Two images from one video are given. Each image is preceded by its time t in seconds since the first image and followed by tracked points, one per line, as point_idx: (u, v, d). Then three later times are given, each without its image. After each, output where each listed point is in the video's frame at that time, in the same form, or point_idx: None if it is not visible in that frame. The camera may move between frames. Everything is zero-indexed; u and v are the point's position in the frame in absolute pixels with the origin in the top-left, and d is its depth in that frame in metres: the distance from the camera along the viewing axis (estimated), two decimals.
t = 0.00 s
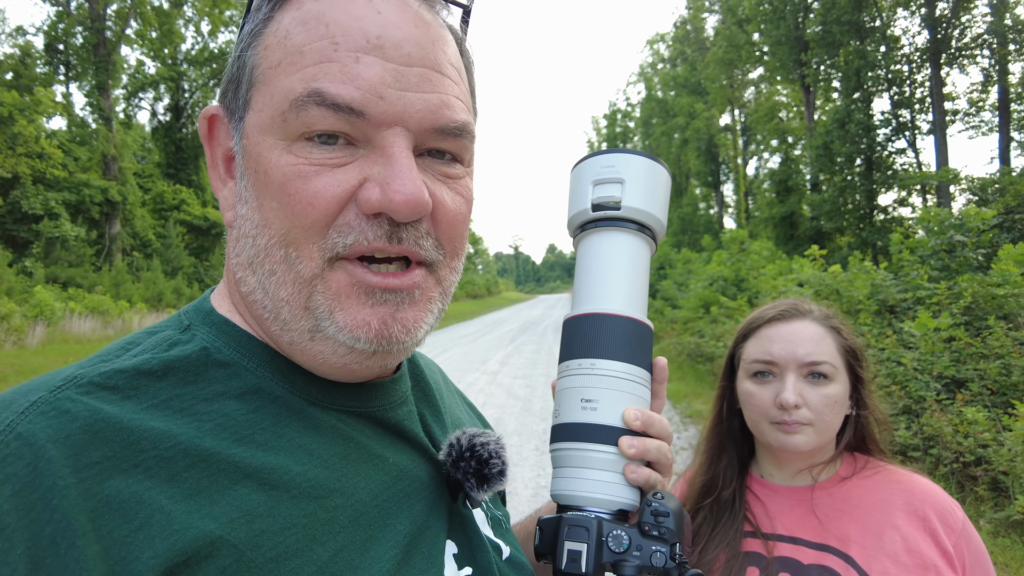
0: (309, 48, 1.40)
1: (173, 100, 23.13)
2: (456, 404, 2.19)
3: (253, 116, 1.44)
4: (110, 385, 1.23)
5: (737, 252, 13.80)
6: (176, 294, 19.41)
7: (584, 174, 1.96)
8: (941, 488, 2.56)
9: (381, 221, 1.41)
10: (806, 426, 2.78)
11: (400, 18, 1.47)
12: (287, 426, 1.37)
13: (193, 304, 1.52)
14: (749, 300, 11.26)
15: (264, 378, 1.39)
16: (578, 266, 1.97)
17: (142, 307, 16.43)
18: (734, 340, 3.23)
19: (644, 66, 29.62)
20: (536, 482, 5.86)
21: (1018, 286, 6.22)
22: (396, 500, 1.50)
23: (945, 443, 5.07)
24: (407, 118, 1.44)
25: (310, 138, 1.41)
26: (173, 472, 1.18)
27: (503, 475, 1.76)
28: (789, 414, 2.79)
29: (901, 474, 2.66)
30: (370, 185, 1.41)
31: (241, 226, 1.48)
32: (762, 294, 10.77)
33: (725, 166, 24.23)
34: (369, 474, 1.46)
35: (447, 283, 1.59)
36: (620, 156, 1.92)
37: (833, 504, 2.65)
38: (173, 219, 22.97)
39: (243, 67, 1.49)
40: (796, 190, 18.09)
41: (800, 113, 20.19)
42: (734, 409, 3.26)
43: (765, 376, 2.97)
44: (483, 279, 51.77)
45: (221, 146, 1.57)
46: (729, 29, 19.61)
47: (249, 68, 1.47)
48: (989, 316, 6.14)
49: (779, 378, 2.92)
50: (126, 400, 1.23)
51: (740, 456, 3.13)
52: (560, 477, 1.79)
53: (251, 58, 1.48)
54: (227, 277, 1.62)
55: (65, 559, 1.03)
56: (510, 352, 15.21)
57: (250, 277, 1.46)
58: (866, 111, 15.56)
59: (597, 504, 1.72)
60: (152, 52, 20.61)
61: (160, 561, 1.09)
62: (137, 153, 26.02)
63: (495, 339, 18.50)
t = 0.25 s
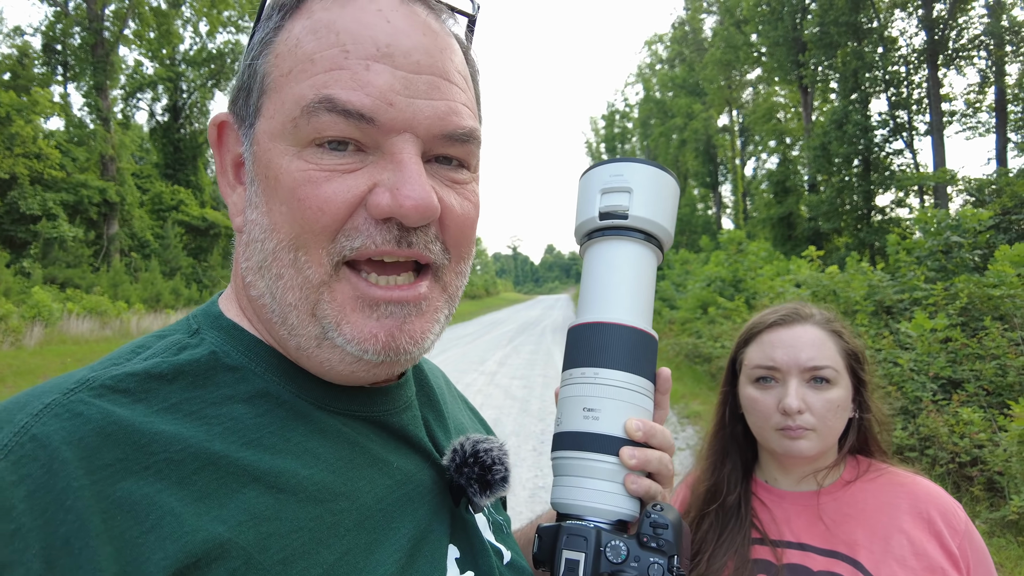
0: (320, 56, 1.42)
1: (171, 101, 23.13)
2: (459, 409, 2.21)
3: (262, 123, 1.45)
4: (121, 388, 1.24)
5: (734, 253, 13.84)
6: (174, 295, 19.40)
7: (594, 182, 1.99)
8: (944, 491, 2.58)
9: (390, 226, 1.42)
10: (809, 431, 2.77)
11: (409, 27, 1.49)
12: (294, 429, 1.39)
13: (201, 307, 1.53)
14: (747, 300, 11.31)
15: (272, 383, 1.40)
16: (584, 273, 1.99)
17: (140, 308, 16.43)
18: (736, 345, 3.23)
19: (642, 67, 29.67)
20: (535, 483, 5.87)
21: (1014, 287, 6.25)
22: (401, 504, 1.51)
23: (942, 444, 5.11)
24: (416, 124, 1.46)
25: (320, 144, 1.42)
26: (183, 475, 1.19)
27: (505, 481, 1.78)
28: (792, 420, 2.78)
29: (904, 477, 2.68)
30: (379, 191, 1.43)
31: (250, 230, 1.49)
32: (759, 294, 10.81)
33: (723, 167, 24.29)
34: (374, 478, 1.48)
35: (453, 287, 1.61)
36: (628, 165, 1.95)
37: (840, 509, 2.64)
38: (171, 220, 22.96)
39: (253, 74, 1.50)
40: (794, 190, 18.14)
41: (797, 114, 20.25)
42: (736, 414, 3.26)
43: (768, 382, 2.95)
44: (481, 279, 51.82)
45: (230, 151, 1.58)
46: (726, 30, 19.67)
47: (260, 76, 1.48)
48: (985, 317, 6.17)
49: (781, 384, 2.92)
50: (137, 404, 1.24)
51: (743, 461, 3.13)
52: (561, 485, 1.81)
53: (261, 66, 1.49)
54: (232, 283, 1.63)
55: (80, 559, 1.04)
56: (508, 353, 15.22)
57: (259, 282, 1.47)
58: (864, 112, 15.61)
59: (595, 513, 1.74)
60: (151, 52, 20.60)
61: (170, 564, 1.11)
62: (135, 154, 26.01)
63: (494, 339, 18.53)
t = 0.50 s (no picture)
0: (313, 53, 1.42)
1: (170, 101, 23.12)
2: (454, 415, 2.21)
3: (256, 122, 1.45)
4: (111, 395, 1.24)
5: (733, 254, 13.87)
6: (172, 296, 19.39)
7: (591, 190, 2.00)
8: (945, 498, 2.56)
9: (385, 221, 1.43)
10: (809, 438, 2.76)
11: (401, 25, 1.50)
12: (287, 435, 1.39)
13: (193, 312, 1.54)
14: (746, 301, 11.33)
15: (264, 388, 1.41)
16: (580, 279, 2.00)
17: (138, 309, 16.42)
18: (734, 351, 3.23)
19: (642, 68, 29.68)
20: (532, 484, 5.87)
21: (1011, 288, 6.25)
22: (395, 510, 1.52)
23: (939, 445, 5.11)
24: (409, 121, 1.47)
25: (313, 142, 1.43)
26: (174, 483, 1.19)
27: (499, 487, 1.79)
28: (792, 427, 2.77)
29: (906, 483, 2.65)
30: (373, 186, 1.43)
31: (244, 231, 1.49)
32: (758, 296, 10.83)
33: (722, 168, 24.32)
34: (368, 484, 1.49)
35: (448, 284, 1.62)
36: (627, 174, 1.97)
37: (840, 516, 2.63)
38: (170, 220, 22.94)
39: (246, 75, 1.51)
40: (792, 192, 18.18)
41: (796, 116, 20.26)
42: (736, 420, 3.26)
43: (768, 389, 2.95)
44: (480, 280, 51.84)
45: (222, 154, 1.59)
46: (725, 31, 19.72)
47: (252, 77, 1.49)
48: (983, 318, 6.18)
49: (782, 390, 2.92)
50: (128, 410, 1.24)
51: (742, 467, 3.13)
52: (554, 491, 1.81)
53: (253, 66, 1.49)
54: (226, 286, 1.63)
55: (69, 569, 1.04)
56: (507, 354, 15.23)
57: (254, 283, 1.47)
58: (862, 113, 15.63)
59: (588, 518, 1.74)
60: (149, 53, 20.57)
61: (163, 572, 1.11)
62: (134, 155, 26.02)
63: (493, 341, 18.54)
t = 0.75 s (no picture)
0: (304, 47, 1.43)
1: (172, 102, 23.13)
2: (448, 416, 2.21)
3: (247, 118, 1.46)
4: (100, 398, 1.24)
5: (734, 254, 13.85)
6: (174, 296, 19.42)
7: (589, 191, 2.02)
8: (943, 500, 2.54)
9: (380, 213, 1.43)
10: (808, 440, 2.75)
11: (392, 18, 1.51)
12: (279, 437, 1.40)
13: (184, 313, 1.54)
14: (747, 302, 11.32)
15: (256, 390, 1.41)
16: (577, 280, 2.01)
17: (140, 309, 16.46)
18: (732, 352, 3.23)
19: (643, 68, 29.65)
20: (531, 485, 5.88)
21: (1013, 288, 6.24)
22: (388, 512, 1.52)
23: (940, 446, 5.10)
24: (402, 112, 1.47)
25: (306, 136, 1.43)
26: (166, 486, 1.20)
27: (494, 487, 1.79)
28: (791, 428, 2.77)
29: (904, 485, 2.64)
30: (368, 178, 1.43)
31: (237, 228, 1.49)
32: (759, 296, 10.82)
33: (724, 168, 24.32)
34: (362, 486, 1.49)
35: (442, 279, 1.62)
36: (625, 175, 1.98)
37: (838, 518, 2.62)
38: (171, 220, 22.98)
39: (236, 71, 1.51)
40: (794, 192, 18.16)
41: (798, 116, 20.22)
42: (735, 421, 3.26)
43: (767, 391, 2.95)
44: (482, 280, 51.87)
45: (213, 154, 1.59)
46: (727, 31, 19.72)
47: (243, 73, 1.49)
48: (984, 319, 6.17)
49: (781, 392, 2.91)
50: (118, 413, 1.24)
51: (740, 467, 3.12)
52: (547, 490, 1.81)
53: (244, 63, 1.50)
54: (218, 286, 1.64)
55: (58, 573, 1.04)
56: (508, 354, 15.24)
57: (247, 280, 1.47)
58: (864, 114, 15.60)
59: (581, 519, 1.75)
60: (151, 53, 20.59)
61: None
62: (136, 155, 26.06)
63: (493, 341, 18.55)
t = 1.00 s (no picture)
0: (315, 61, 1.42)
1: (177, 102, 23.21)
2: (448, 417, 2.21)
3: (256, 128, 1.45)
4: (101, 403, 1.24)
5: (738, 254, 13.82)
6: (179, 295, 19.50)
7: (583, 189, 2.01)
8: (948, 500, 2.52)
9: (386, 238, 1.43)
10: (814, 438, 2.73)
11: (407, 34, 1.50)
12: (280, 442, 1.40)
13: (185, 316, 1.54)
14: (751, 302, 11.30)
15: (256, 394, 1.41)
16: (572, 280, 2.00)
17: (145, 308, 16.52)
18: (740, 349, 3.20)
19: (648, 68, 29.60)
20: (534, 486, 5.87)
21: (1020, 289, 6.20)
22: (389, 515, 1.52)
23: (946, 448, 5.06)
24: (414, 134, 1.47)
25: (314, 152, 1.42)
26: (167, 491, 1.20)
27: (495, 490, 1.77)
28: (798, 425, 2.75)
29: (909, 484, 2.62)
30: (376, 202, 1.43)
31: (241, 239, 1.49)
32: (763, 297, 10.80)
33: (729, 167, 24.26)
34: (363, 489, 1.49)
35: (443, 300, 1.63)
36: (617, 173, 1.97)
37: (843, 516, 2.60)
38: (176, 220, 23.07)
39: (246, 78, 1.50)
40: (799, 192, 18.10)
41: (803, 116, 20.15)
42: (741, 419, 3.24)
43: (774, 387, 2.92)
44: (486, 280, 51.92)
45: (218, 156, 1.59)
46: (732, 31, 19.70)
47: (252, 81, 1.49)
48: (991, 321, 6.13)
49: (788, 388, 2.88)
50: (118, 418, 1.24)
51: (745, 466, 3.11)
52: (545, 494, 1.81)
53: (253, 70, 1.49)
54: (219, 288, 1.64)
55: None
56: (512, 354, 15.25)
57: (249, 292, 1.48)
58: (869, 114, 15.53)
59: (578, 522, 1.74)
60: (157, 54, 20.68)
61: None
62: (142, 155, 26.17)
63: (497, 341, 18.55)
